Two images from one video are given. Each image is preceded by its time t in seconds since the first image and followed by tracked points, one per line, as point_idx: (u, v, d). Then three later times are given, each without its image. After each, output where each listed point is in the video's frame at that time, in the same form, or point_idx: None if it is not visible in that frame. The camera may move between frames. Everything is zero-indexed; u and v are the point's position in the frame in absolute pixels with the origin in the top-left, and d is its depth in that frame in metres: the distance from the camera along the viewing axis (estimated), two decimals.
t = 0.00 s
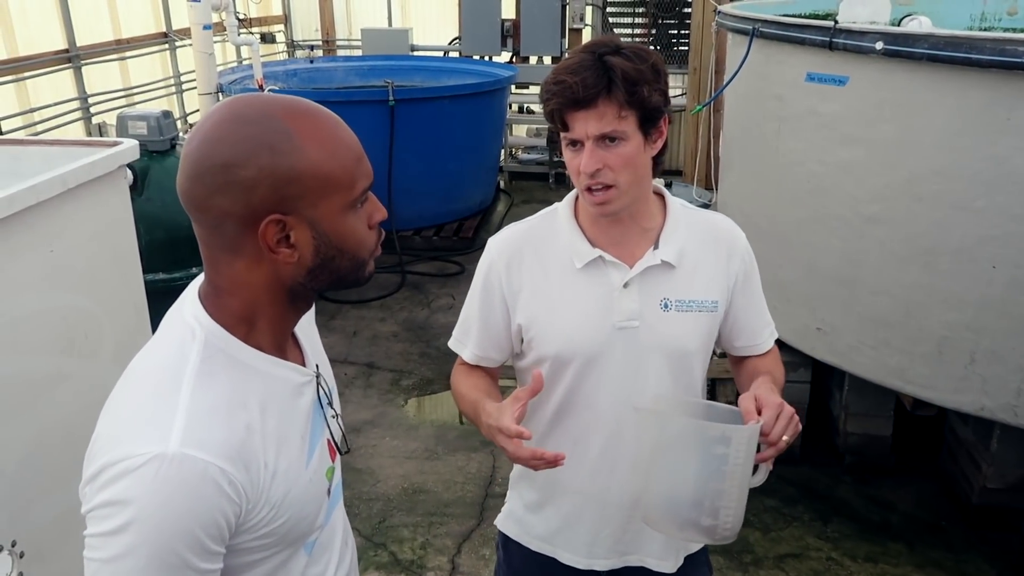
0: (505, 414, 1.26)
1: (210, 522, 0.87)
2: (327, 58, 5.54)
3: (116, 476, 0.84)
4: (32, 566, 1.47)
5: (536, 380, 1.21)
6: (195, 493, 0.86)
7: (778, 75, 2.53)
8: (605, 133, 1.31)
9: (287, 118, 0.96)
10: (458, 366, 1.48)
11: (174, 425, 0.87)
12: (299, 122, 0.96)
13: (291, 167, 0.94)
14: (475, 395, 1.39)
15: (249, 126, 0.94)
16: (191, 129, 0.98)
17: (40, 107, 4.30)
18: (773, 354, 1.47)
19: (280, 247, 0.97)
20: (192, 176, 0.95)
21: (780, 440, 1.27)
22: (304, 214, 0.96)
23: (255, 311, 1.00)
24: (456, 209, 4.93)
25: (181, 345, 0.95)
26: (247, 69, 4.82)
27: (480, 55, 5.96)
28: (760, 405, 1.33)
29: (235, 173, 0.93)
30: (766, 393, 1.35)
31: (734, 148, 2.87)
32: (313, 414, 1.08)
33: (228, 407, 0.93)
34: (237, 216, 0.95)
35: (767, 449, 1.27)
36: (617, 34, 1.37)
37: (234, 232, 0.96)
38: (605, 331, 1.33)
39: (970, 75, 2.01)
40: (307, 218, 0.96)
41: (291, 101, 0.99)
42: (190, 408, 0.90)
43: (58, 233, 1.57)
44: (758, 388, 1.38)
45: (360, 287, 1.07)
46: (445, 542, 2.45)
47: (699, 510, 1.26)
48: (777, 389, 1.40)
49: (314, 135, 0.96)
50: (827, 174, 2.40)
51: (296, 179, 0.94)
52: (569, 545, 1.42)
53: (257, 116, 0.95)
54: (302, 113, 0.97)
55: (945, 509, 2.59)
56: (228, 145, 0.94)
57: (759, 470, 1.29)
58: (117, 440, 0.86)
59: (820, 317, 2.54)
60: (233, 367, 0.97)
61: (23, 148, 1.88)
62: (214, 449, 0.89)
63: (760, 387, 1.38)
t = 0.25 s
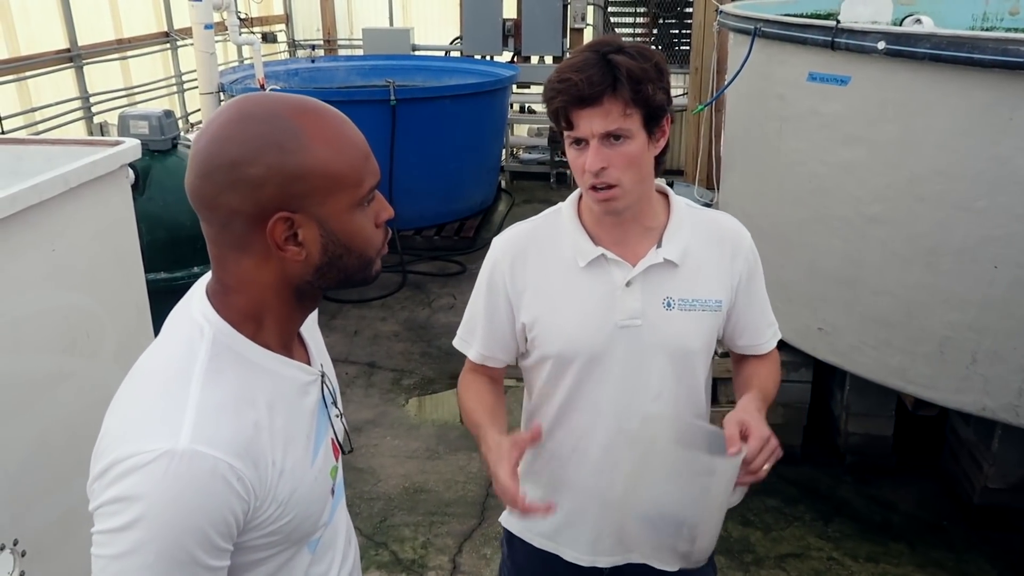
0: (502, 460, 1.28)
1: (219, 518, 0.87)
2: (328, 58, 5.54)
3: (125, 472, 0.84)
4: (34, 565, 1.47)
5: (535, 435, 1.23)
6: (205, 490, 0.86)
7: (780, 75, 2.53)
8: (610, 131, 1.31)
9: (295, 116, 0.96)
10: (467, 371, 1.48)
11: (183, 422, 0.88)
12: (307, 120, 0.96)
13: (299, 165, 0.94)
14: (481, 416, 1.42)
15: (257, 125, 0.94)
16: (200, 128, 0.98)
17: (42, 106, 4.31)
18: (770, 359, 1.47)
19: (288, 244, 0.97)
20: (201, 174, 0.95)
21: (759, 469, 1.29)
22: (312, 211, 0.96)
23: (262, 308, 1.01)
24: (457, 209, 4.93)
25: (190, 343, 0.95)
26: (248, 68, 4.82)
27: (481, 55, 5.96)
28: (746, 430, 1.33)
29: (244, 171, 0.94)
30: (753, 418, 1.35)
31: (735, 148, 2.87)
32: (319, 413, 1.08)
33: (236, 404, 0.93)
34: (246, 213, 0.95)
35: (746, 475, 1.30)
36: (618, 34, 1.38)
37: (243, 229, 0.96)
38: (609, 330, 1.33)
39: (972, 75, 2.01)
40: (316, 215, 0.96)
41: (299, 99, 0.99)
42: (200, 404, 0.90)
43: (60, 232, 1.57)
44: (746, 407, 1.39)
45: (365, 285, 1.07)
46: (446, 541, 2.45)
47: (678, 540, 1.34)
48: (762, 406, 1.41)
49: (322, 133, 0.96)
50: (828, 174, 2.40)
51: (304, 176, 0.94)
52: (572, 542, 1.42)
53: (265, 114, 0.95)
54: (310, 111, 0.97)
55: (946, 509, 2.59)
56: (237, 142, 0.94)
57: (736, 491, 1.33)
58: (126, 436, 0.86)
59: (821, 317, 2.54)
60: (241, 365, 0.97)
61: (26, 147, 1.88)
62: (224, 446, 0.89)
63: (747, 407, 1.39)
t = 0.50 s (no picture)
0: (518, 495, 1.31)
1: (231, 515, 0.87)
2: (329, 57, 5.54)
3: (137, 469, 0.84)
4: (36, 565, 1.47)
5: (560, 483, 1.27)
6: (218, 488, 0.86)
7: (780, 74, 2.53)
8: (645, 125, 1.32)
9: (313, 117, 0.96)
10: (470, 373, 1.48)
11: (196, 420, 0.88)
12: (325, 121, 0.97)
13: (316, 166, 0.94)
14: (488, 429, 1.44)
15: (275, 125, 0.95)
16: (217, 126, 0.98)
17: (43, 106, 4.31)
18: (755, 370, 1.47)
19: (301, 244, 0.97)
20: (218, 172, 0.96)
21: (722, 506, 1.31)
22: (327, 212, 0.96)
23: (271, 307, 1.01)
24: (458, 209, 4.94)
25: (199, 342, 0.96)
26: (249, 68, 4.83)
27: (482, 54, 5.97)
28: (711, 461, 1.33)
29: (260, 170, 0.94)
30: (721, 445, 1.35)
31: (736, 148, 2.87)
32: (323, 412, 1.08)
33: (246, 402, 0.93)
34: (260, 213, 0.95)
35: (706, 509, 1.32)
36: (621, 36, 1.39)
37: (257, 228, 0.96)
38: (611, 329, 1.33)
39: (972, 75, 2.01)
40: (330, 216, 0.97)
41: (317, 101, 0.99)
42: (212, 402, 0.90)
43: (62, 232, 1.57)
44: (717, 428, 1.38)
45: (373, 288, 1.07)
46: (447, 541, 2.45)
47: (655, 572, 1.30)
48: (734, 426, 1.40)
49: (340, 135, 0.97)
50: (829, 173, 2.40)
51: (323, 177, 0.95)
52: (575, 540, 1.43)
53: (285, 114, 0.96)
54: (329, 113, 0.98)
55: (947, 509, 2.59)
56: (256, 142, 0.94)
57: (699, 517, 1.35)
58: (137, 434, 0.86)
59: (822, 317, 2.54)
60: (250, 364, 0.97)
61: (26, 148, 1.87)
62: (236, 443, 0.89)
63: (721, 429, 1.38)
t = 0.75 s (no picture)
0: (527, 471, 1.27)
1: (234, 516, 0.88)
2: (330, 58, 5.55)
3: (141, 470, 0.84)
4: (37, 565, 1.48)
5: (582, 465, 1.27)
6: (221, 488, 0.86)
7: (780, 75, 2.53)
8: (640, 133, 1.31)
9: (316, 119, 0.97)
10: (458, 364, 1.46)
11: (199, 421, 0.88)
12: (328, 124, 0.97)
13: (319, 169, 0.95)
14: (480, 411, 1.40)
15: (278, 127, 0.95)
16: (220, 128, 0.99)
17: (44, 107, 4.31)
18: (780, 366, 1.47)
19: (304, 247, 0.98)
20: (222, 175, 0.96)
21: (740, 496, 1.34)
22: (330, 214, 0.97)
23: (275, 309, 1.01)
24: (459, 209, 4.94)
25: (202, 343, 0.96)
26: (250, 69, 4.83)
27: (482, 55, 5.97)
28: (735, 452, 1.35)
29: (263, 173, 0.94)
30: (746, 437, 1.37)
31: (736, 148, 2.87)
32: (325, 414, 1.08)
33: (248, 403, 0.94)
34: (263, 215, 0.96)
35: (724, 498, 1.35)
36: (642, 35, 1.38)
37: (261, 231, 0.97)
38: (614, 329, 1.34)
39: (972, 75, 2.02)
40: (333, 219, 0.97)
41: (320, 103, 0.99)
42: (214, 403, 0.91)
43: (63, 232, 1.57)
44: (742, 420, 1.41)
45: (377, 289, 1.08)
46: (448, 540, 2.46)
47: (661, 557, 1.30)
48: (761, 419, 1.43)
49: (343, 137, 0.97)
50: (829, 174, 2.40)
51: (326, 179, 0.95)
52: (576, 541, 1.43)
53: (288, 117, 0.96)
54: (332, 116, 0.98)
55: (947, 509, 2.59)
56: (260, 145, 0.95)
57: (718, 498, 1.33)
58: (140, 435, 0.87)
59: (822, 317, 2.54)
60: (252, 365, 0.98)
61: (26, 150, 1.87)
62: (239, 444, 0.89)
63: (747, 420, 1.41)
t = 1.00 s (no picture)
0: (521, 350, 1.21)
1: (231, 518, 0.88)
2: (330, 58, 5.55)
3: (138, 472, 0.84)
4: (36, 566, 1.47)
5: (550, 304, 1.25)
6: (218, 490, 0.86)
7: (780, 75, 2.53)
8: (606, 143, 1.31)
9: (314, 122, 0.97)
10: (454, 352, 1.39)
11: (196, 423, 0.88)
12: (326, 126, 0.97)
13: (317, 171, 0.95)
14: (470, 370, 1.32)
15: (275, 130, 0.95)
16: (217, 131, 0.99)
17: (44, 108, 4.31)
18: (803, 345, 1.43)
19: (301, 249, 0.98)
20: (219, 178, 0.96)
21: (803, 439, 1.26)
22: (327, 217, 0.97)
23: (273, 310, 1.01)
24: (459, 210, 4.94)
25: (200, 344, 0.96)
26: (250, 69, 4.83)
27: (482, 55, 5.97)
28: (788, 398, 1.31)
29: (261, 175, 0.94)
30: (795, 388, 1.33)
31: (736, 148, 2.87)
32: (324, 417, 1.08)
33: (246, 404, 0.94)
34: (261, 217, 0.95)
35: (787, 447, 1.25)
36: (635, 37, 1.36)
37: (258, 233, 0.96)
38: (619, 328, 1.34)
39: (972, 75, 2.02)
40: (331, 221, 0.97)
41: (317, 106, 0.99)
42: (212, 405, 0.90)
43: (63, 233, 1.57)
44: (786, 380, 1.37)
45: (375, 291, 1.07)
46: (448, 541, 2.45)
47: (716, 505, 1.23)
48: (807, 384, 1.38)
49: (340, 140, 0.97)
50: (829, 174, 2.40)
51: (323, 182, 0.95)
52: (574, 540, 1.42)
53: (285, 120, 0.96)
54: (329, 118, 0.98)
55: (947, 509, 2.59)
56: (256, 148, 0.95)
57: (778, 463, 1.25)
58: (138, 436, 0.87)
59: (822, 317, 2.54)
60: (251, 367, 0.97)
61: (27, 150, 1.87)
62: (237, 446, 0.89)
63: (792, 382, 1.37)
